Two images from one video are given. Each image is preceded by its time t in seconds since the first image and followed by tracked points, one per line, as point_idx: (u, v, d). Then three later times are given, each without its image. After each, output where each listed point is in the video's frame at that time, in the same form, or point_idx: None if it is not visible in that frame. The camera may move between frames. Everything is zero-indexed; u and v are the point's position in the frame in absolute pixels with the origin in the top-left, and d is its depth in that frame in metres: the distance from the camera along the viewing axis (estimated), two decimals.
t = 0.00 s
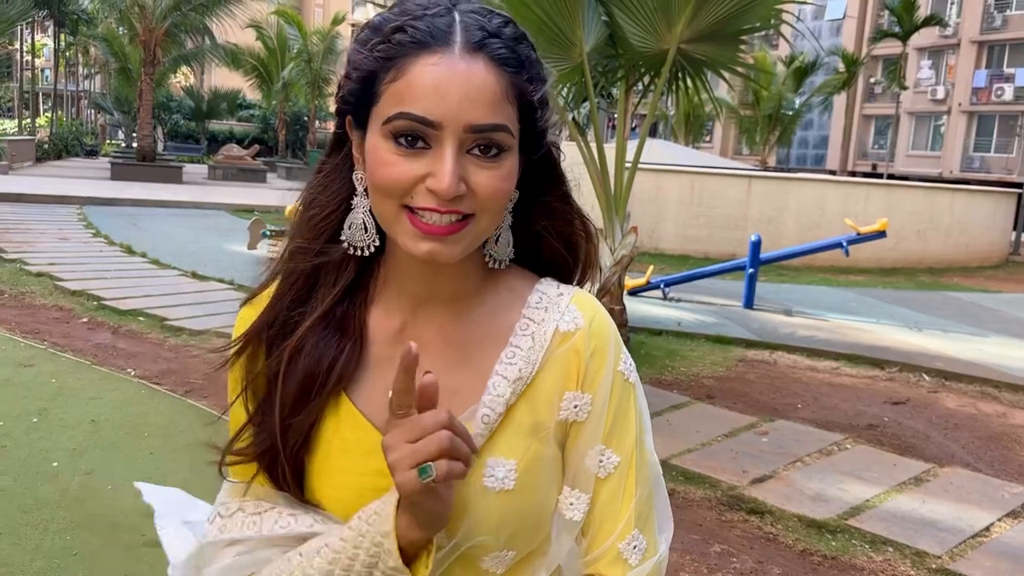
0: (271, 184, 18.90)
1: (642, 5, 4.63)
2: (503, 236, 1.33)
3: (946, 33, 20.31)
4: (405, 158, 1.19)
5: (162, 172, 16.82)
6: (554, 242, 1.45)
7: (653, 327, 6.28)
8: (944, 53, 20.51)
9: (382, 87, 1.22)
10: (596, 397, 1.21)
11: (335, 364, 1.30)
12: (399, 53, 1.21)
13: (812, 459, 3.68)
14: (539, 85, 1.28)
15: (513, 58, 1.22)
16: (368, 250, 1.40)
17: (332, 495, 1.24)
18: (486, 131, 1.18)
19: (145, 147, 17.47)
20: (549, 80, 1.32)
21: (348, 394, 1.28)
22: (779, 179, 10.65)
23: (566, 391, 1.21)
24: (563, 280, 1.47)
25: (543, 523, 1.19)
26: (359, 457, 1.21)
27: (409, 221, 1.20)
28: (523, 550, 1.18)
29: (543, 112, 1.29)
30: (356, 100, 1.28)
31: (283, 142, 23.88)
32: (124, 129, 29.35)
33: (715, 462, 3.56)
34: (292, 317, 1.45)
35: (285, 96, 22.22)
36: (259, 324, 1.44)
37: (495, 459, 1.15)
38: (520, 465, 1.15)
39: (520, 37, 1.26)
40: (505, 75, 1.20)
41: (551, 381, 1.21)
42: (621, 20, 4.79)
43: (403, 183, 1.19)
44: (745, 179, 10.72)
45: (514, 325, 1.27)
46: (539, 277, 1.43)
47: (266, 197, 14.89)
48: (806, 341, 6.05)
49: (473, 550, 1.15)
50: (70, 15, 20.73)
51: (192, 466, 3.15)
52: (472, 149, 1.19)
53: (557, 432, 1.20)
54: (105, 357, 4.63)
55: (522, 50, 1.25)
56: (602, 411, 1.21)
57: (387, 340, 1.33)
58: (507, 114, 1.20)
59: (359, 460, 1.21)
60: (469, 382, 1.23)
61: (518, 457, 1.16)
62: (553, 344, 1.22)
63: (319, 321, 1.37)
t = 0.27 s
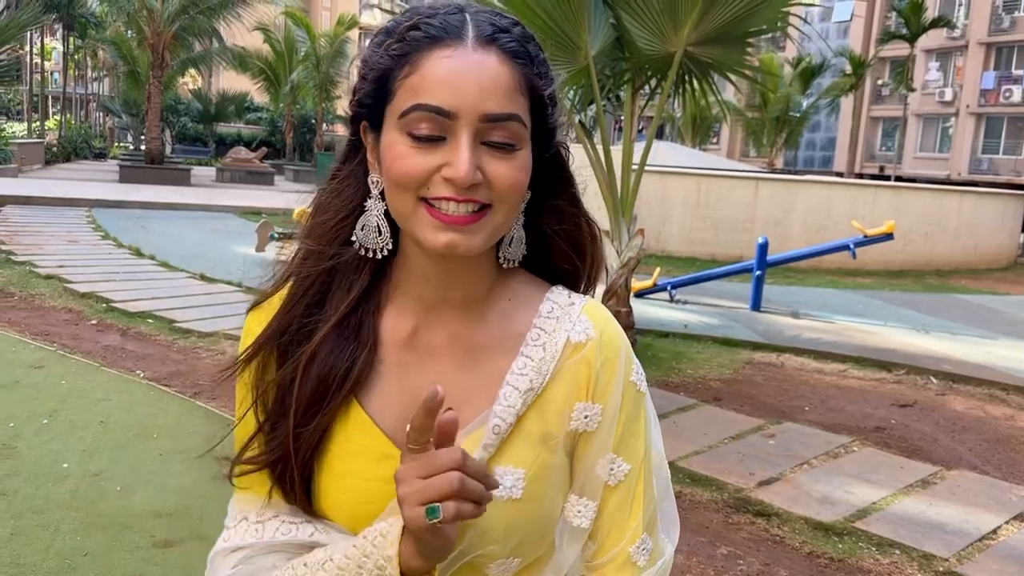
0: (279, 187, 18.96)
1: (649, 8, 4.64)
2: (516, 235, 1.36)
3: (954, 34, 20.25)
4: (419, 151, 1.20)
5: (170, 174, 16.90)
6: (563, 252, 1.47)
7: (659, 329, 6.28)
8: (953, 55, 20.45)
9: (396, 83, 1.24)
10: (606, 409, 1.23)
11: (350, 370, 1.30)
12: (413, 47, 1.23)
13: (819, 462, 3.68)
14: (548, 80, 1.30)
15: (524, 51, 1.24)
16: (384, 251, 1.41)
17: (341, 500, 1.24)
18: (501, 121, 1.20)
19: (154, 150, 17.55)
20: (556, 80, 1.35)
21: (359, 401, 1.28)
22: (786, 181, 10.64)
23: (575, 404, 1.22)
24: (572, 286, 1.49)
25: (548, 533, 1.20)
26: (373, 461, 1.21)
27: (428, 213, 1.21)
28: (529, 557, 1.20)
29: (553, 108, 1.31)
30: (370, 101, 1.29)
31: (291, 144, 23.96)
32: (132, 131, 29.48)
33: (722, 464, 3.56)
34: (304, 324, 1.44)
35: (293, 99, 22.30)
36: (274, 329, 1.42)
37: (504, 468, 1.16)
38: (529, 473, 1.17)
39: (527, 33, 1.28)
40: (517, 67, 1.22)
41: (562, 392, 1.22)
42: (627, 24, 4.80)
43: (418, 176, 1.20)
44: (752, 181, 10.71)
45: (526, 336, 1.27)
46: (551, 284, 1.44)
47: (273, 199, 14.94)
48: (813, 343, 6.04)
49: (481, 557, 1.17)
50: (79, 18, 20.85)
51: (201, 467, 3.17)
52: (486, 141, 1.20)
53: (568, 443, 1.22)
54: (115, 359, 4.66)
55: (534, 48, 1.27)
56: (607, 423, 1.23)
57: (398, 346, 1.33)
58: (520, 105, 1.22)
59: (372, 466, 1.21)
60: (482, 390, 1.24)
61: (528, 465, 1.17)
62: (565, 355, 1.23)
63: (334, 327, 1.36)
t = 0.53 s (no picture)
0: (285, 189, 19.02)
1: (654, 10, 4.65)
2: (528, 226, 1.38)
3: (961, 35, 20.19)
4: (420, 131, 1.23)
5: (176, 176, 16.97)
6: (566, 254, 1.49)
7: (664, 331, 6.29)
8: (959, 57, 20.37)
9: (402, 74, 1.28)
10: (608, 404, 1.24)
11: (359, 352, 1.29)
12: (418, 41, 1.27)
13: (824, 463, 3.68)
14: (551, 76, 1.33)
15: (521, 43, 1.28)
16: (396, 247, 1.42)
17: (334, 486, 1.21)
18: (495, 102, 1.22)
19: (160, 152, 17.62)
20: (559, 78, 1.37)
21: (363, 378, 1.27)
22: (792, 183, 10.63)
23: (583, 397, 1.22)
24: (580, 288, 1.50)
25: (546, 522, 1.20)
26: (375, 440, 1.19)
27: (425, 192, 1.21)
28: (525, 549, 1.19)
29: (556, 103, 1.33)
30: (384, 101, 1.35)
31: (297, 146, 24.03)
32: (139, 134, 29.60)
33: (726, 466, 3.57)
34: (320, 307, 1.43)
35: (299, 101, 22.36)
36: (286, 314, 1.42)
37: (505, 453, 1.15)
38: (529, 460, 1.16)
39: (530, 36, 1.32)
40: (513, 57, 1.26)
41: (567, 384, 1.22)
42: (632, 25, 4.81)
43: (417, 154, 1.22)
44: (757, 183, 10.70)
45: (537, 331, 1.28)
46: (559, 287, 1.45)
47: (279, 201, 14.98)
48: (818, 345, 6.04)
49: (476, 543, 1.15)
50: (85, 20, 20.93)
51: (207, 467, 3.19)
52: (482, 123, 1.22)
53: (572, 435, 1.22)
54: (121, 361, 4.68)
55: (533, 46, 1.31)
56: (615, 420, 1.25)
57: (403, 331, 1.31)
58: (515, 89, 1.24)
59: (374, 446, 1.19)
60: (488, 379, 1.24)
61: (528, 451, 1.16)
62: (570, 348, 1.24)
63: (344, 308, 1.36)
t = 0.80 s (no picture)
0: (290, 189, 19.08)
1: (657, 12, 4.65)
2: (523, 226, 1.36)
3: (967, 36, 20.15)
4: (423, 137, 1.24)
5: (182, 177, 17.03)
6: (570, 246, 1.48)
7: (668, 331, 6.29)
8: (965, 58, 20.33)
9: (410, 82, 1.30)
10: (606, 383, 1.27)
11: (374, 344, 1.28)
12: (424, 52, 1.29)
13: (826, 464, 3.69)
14: (553, 83, 1.33)
15: (524, 55, 1.28)
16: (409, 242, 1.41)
17: (343, 470, 1.21)
18: (492, 111, 1.23)
19: (166, 153, 17.68)
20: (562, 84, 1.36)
21: (371, 366, 1.27)
22: (796, 184, 10.62)
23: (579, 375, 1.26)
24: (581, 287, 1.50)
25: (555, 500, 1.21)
26: (384, 424, 1.20)
27: (426, 193, 1.23)
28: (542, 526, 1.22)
29: (558, 112, 1.32)
30: (395, 108, 1.37)
31: (302, 147, 24.10)
32: (145, 134, 29.70)
33: (729, 466, 3.57)
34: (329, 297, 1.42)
35: (304, 102, 22.42)
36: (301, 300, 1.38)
37: (514, 432, 1.19)
38: (537, 437, 1.20)
39: (534, 44, 1.32)
40: (512, 67, 1.26)
41: (568, 368, 1.25)
42: (636, 26, 4.81)
43: (420, 158, 1.24)
44: (762, 183, 10.69)
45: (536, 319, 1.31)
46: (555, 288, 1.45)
47: (284, 202, 15.02)
48: (822, 346, 6.04)
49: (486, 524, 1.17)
50: (92, 21, 21.02)
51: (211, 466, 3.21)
52: (479, 130, 1.23)
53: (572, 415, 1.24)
54: (126, 361, 4.71)
55: (535, 56, 1.31)
56: (615, 396, 1.26)
57: (411, 320, 1.32)
58: (512, 98, 1.25)
59: (384, 431, 1.20)
60: (495, 366, 1.26)
61: (535, 430, 1.20)
62: (568, 335, 1.27)
63: (364, 293, 1.36)
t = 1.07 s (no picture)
0: (294, 190, 19.11)
1: (660, 12, 4.66)
2: (528, 245, 1.53)
3: (972, 37, 20.11)
4: (469, 152, 1.28)
5: (187, 177, 17.07)
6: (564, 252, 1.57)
7: (671, 331, 6.29)
8: (970, 58, 20.26)
9: (460, 91, 1.32)
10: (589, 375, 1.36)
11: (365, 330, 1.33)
12: (481, 67, 1.32)
13: (828, 463, 3.69)
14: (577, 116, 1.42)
15: (568, 91, 1.35)
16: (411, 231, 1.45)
17: (337, 449, 1.24)
18: (539, 145, 1.30)
19: (170, 153, 17.72)
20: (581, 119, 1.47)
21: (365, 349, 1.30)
22: (800, 184, 10.61)
23: (570, 367, 1.34)
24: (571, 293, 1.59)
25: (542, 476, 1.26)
26: (375, 402, 1.23)
27: (462, 206, 1.28)
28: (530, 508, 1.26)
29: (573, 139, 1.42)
30: (428, 101, 1.36)
31: (307, 148, 24.14)
32: (149, 135, 29.77)
33: (730, 465, 3.57)
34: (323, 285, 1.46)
35: (309, 103, 22.46)
36: (299, 285, 1.44)
37: (509, 410, 1.24)
38: (531, 416, 1.26)
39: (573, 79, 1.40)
40: (561, 105, 1.34)
41: (556, 357, 1.33)
42: (639, 26, 4.82)
43: (465, 174, 1.28)
44: (766, 184, 10.68)
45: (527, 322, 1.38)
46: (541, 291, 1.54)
47: (288, 202, 15.04)
48: (825, 346, 6.03)
49: (479, 501, 1.22)
50: (97, 22, 21.08)
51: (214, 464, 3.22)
52: (524, 158, 1.29)
53: (557, 401, 1.31)
54: (130, 360, 4.73)
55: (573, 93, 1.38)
56: (595, 396, 1.36)
57: (406, 310, 1.37)
58: (555, 136, 1.33)
59: (378, 410, 1.22)
60: (491, 355, 1.32)
61: (530, 410, 1.26)
62: (558, 328, 1.37)
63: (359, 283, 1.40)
